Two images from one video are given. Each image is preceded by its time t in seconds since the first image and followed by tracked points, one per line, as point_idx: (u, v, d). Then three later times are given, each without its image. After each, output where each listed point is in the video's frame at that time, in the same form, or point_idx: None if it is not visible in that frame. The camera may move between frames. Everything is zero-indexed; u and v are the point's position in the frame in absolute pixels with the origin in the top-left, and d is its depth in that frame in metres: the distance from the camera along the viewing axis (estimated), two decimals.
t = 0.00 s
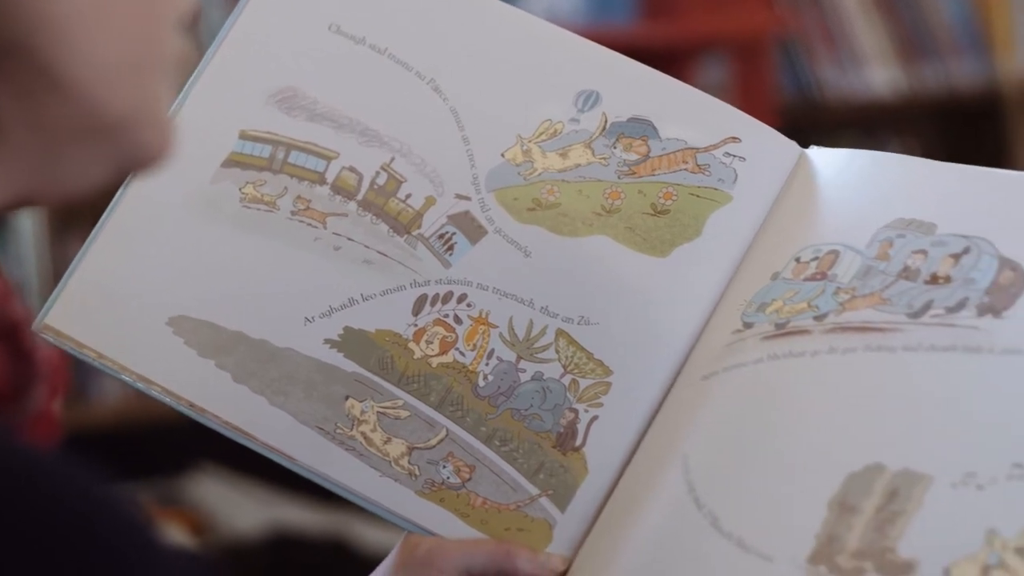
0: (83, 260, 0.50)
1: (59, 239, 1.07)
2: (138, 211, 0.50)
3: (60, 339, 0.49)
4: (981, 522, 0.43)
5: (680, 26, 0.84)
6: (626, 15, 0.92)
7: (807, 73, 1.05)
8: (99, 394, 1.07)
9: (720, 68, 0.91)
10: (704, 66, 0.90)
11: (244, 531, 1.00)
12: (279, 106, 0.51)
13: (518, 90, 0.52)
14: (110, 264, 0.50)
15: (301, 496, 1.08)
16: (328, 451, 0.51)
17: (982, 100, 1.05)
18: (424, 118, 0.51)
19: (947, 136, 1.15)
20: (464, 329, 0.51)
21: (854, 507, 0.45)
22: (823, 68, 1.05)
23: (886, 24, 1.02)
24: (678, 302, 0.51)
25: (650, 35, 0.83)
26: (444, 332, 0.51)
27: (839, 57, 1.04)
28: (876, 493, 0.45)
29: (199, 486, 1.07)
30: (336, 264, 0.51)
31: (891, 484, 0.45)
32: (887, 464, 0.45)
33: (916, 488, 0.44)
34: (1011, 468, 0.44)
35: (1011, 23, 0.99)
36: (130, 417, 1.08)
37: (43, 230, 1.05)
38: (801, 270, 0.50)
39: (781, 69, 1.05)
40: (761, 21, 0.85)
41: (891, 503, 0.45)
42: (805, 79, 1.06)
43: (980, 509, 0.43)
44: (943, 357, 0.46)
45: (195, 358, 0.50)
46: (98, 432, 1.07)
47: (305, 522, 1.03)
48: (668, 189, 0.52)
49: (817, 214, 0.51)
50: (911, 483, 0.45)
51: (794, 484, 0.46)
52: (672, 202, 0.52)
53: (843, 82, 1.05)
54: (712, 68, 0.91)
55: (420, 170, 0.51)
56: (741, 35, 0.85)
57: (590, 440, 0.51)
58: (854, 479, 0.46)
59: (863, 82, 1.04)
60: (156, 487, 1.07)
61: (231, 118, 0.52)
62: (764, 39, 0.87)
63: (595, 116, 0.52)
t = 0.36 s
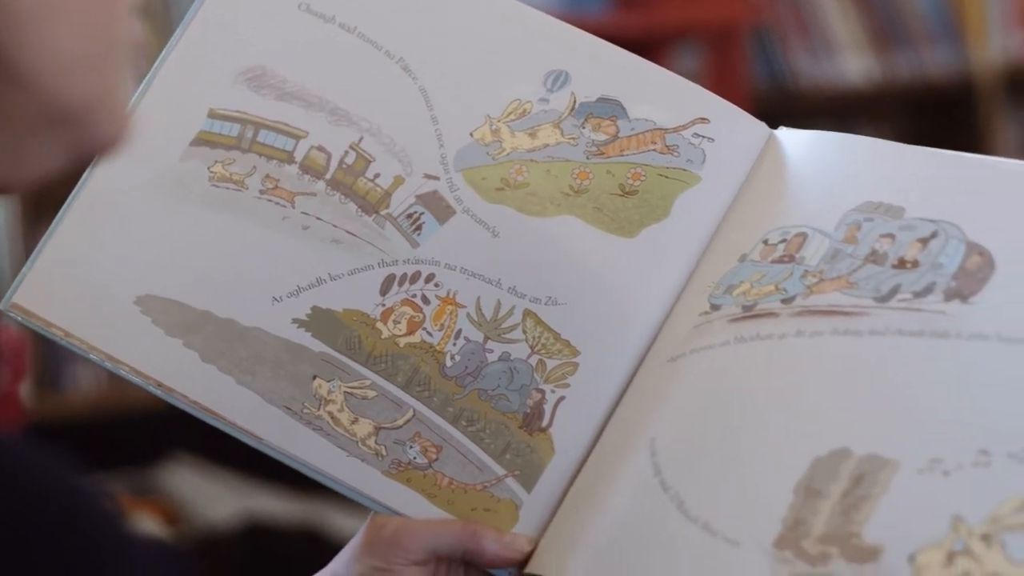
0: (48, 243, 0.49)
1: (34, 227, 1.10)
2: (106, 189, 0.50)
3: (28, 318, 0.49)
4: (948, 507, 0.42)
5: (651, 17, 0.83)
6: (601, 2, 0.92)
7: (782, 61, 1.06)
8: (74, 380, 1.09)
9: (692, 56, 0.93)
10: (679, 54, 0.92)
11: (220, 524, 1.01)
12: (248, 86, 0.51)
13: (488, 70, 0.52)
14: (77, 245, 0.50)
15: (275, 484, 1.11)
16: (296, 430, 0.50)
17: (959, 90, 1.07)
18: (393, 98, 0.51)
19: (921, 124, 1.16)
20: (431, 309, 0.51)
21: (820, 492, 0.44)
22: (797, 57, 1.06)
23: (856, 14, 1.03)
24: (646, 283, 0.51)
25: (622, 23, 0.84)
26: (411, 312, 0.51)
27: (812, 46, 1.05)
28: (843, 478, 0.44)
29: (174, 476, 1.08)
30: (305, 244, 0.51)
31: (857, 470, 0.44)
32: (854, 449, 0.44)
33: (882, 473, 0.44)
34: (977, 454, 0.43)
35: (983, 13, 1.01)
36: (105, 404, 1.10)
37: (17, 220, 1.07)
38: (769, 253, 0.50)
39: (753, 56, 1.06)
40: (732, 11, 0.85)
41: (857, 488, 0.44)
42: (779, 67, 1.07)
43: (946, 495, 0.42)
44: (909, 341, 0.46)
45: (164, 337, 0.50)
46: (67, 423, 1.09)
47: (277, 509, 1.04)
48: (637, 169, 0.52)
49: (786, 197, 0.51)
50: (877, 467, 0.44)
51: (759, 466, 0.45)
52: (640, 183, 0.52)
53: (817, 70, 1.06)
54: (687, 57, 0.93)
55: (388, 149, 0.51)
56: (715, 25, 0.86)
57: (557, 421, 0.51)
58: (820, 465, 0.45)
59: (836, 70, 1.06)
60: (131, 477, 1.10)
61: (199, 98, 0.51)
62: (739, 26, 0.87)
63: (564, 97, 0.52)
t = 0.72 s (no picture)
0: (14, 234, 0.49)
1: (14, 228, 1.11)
2: (74, 180, 0.50)
3: None
4: (906, 487, 0.42)
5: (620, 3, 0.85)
6: None
7: (750, 48, 1.09)
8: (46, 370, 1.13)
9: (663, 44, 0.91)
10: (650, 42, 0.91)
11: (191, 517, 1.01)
12: (212, 76, 0.52)
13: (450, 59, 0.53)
14: (44, 235, 0.49)
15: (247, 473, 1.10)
16: (259, 418, 0.50)
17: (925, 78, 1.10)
18: (358, 87, 0.52)
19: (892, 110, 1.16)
20: (395, 297, 0.51)
21: (781, 472, 0.44)
22: (766, 43, 1.08)
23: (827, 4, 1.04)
24: (607, 269, 0.52)
25: (591, 11, 0.86)
26: (375, 300, 0.51)
27: (783, 33, 1.07)
28: (802, 458, 0.44)
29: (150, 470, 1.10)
30: (268, 232, 0.51)
31: (817, 449, 0.44)
32: (812, 429, 0.44)
33: (841, 453, 0.43)
34: (936, 433, 0.42)
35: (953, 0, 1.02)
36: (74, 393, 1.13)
37: None
38: (730, 238, 0.51)
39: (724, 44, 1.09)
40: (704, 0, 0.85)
41: (817, 468, 0.43)
42: (749, 54, 1.09)
43: (905, 473, 0.42)
44: (868, 323, 0.46)
45: (128, 326, 0.49)
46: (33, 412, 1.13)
47: (249, 500, 1.04)
48: (599, 156, 0.54)
49: (746, 182, 0.52)
50: (836, 447, 0.44)
51: (721, 447, 0.46)
52: (602, 169, 0.54)
53: (786, 58, 1.09)
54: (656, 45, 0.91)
55: (352, 138, 0.52)
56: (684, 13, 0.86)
57: (521, 407, 0.51)
58: (781, 446, 0.45)
59: (805, 56, 1.08)
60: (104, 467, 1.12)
61: (165, 88, 0.52)
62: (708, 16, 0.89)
63: (526, 85, 0.54)
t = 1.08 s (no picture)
0: None
1: None
2: (42, 169, 0.49)
3: None
4: (872, 473, 0.42)
5: None
6: None
7: (723, 36, 1.17)
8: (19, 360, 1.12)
9: (637, 30, 0.92)
10: (622, 30, 0.91)
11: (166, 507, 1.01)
12: (182, 67, 0.52)
13: (419, 50, 0.53)
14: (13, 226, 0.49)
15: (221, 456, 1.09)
16: (231, 408, 0.49)
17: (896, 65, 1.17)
18: (327, 77, 0.52)
19: (864, 96, 1.21)
20: (366, 286, 0.51)
21: (748, 459, 0.44)
22: (738, 32, 1.17)
23: None
24: (577, 258, 0.52)
25: None
26: (346, 290, 0.51)
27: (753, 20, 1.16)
28: (770, 445, 0.44)
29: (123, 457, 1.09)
30: (237, 223, 0.50)
31: (784, 437, 0.44)
32: (780, 416, 0.44)
33: (808, 440, 0.43)
34: (901, 418, 0.42)
35: None
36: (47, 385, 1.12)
37: None
38: (699, 226, 0.51)
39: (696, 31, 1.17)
40: None
41: (784, 455, 0.44)
42: (721, 41, 1.18)
43: (871, 460, 0.42)
44: (835, 310, 0.46)
45: (99, 318, 0.48)
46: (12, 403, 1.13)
47: (223, 487, 1.04)
48: (568, 145, 0.54)
49: (713, 171, 0.53)
50: (803, 435, 0.44)
51: (688, 436, 0.46)
52: (572, 158, 0.54)
53: (757, 45, 1.17)
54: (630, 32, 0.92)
55: (321, 128, 0.52)
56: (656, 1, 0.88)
57: (491, 396, 0.51)
58: (748, 433, 0.45)
59: (778, 43, 1.16)
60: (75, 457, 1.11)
61: (134, 78, 0.51)
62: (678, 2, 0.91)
63: (495, 74, 0.54)
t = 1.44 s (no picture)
0: None
1: None
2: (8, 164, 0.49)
3: None
4: (840, 466, 0.41)
5: None
6: None
7: (694, 34, 1.23)
8: None
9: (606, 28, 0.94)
10: (593, 28, 0.93)
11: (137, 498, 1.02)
12: (150, 63, 0.52)
13: (387, 47, 0.54)
14: None
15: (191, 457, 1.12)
16: (198, 403, 0.49)
17: (869, 57, 1.26)
18: (295, 73, 0.52)
19: (833, 93, 1.32)
20: (334, 282, 0.51)
21: (715, 454, 0.44)
22: (710, 28, 1.23)
23: None
24: (543, 253, 0.53)
25: None
26: (314, 285, 0.51)
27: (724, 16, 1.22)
28: (737, 441, 0.44)
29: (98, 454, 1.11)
30: (205, 219, 0.50)
31: (751, 432, 0.44)
32: (747, 412, 0.44)
33: (775, 435, 0.43)
34: (868, 414, 0.42)
35: None
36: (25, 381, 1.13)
37: None
38: (666, 223, 0.52)
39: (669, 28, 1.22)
40: None
41: (750, 450, 0.43)
42: (693, 39, 1.23)
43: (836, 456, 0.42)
44: (800, 305, 0.46)
45: (66, 313, 0.48)
46: None
47: (192, 483, 1.06)
48: (535, 142, 0.55)
49: (681, 167, 0.53)
50: (768, 430, 0.43)
51: (654, 432, 0.46)
52: (539, 154, 0.55)
53: (729, 42, 1.24)
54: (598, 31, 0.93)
55: (289, 124, 0.52)
56: None
57: (459, 391, 0.52)
58: (716, 429, 0.45)
59: (749, 39, 1.24)
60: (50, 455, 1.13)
61: (101, 75, 0.51)
62: None
63: (462, 70, 0.55)
